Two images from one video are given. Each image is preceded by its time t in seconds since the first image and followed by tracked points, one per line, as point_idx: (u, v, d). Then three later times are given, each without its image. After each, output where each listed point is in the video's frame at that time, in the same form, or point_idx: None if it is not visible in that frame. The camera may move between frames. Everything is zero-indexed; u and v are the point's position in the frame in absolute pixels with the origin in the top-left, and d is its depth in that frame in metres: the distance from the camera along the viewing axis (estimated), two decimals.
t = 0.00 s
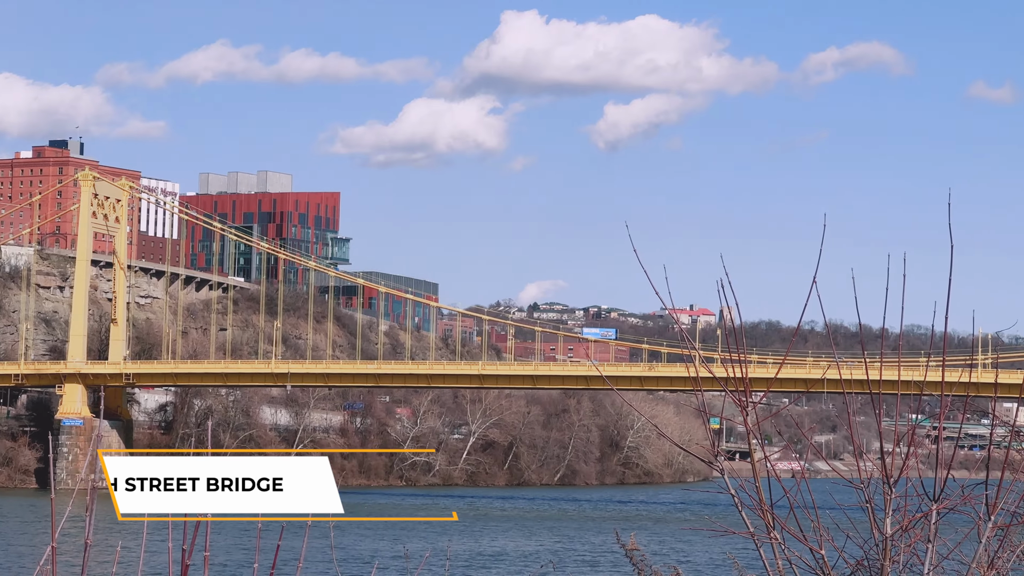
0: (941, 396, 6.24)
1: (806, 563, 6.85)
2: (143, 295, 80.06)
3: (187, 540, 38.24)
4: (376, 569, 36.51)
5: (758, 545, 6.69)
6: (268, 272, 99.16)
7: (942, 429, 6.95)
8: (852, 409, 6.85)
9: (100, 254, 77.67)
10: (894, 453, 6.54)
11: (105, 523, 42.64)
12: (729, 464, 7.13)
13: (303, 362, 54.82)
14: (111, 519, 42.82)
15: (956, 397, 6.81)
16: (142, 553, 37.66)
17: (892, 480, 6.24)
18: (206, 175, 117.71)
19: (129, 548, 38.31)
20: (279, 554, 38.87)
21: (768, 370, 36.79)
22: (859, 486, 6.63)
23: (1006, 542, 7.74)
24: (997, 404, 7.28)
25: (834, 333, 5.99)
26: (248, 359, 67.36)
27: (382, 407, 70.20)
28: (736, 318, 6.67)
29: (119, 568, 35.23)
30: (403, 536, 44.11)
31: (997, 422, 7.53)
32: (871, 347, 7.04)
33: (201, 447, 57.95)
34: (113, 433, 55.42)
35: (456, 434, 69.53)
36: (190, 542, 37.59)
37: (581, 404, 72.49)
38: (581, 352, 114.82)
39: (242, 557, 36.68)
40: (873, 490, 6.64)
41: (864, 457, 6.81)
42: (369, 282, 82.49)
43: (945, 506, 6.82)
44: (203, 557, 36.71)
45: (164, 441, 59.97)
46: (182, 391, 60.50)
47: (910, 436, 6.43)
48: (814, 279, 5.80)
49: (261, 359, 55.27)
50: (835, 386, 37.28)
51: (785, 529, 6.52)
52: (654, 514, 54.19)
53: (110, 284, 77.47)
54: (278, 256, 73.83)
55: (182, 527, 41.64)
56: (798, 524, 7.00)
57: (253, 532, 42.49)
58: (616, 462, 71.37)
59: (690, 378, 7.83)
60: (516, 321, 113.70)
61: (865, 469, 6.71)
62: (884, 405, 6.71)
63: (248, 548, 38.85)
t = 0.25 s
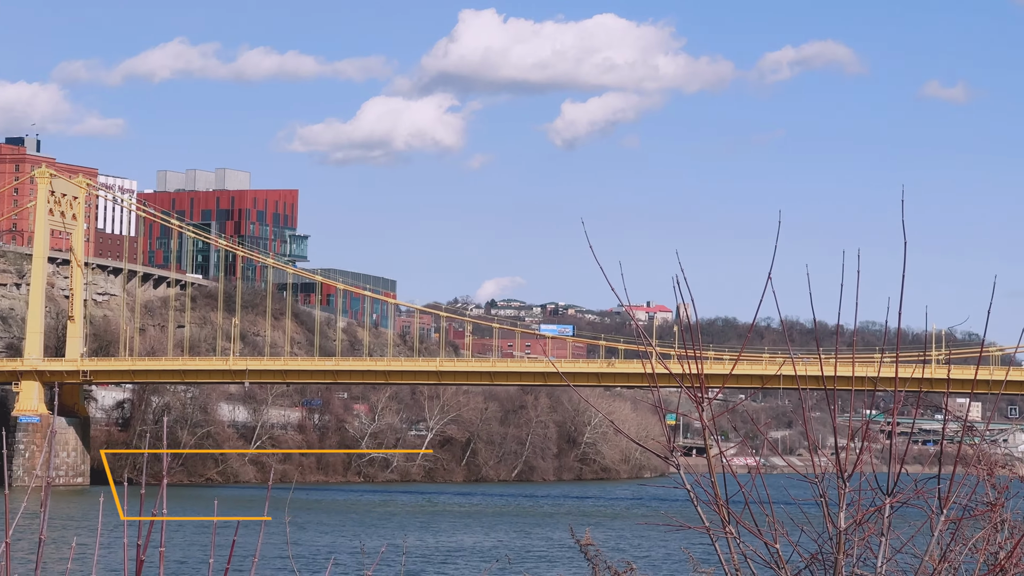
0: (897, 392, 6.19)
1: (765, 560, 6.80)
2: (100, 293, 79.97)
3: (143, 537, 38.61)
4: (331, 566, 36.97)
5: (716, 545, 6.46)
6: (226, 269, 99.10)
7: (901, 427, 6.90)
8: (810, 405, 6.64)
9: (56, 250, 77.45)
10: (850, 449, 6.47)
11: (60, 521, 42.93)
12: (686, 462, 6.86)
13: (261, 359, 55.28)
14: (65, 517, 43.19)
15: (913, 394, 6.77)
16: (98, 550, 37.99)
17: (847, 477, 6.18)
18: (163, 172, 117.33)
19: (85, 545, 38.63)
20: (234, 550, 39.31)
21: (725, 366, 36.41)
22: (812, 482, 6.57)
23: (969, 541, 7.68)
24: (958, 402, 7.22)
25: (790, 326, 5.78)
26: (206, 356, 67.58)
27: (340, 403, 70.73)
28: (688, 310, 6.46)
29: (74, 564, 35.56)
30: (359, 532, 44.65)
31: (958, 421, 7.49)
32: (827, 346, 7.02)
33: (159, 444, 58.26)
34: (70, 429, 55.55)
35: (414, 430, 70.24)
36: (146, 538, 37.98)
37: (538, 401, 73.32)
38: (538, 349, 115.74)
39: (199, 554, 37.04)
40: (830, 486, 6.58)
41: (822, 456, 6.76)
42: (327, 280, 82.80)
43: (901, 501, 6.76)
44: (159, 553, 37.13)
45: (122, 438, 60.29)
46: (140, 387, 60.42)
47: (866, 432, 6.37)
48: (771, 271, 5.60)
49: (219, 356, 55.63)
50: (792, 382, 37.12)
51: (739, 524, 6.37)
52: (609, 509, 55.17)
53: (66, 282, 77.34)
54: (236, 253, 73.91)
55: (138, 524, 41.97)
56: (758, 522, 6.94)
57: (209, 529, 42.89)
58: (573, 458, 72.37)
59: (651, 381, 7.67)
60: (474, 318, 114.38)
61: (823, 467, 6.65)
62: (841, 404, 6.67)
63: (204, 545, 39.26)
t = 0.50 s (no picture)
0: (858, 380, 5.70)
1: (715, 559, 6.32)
2: (54, 289, 79.93)
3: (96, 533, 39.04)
4: (283, 561, 37.32)
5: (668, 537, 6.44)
6: (182, 266, 99.12)
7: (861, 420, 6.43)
8: (764, 397, 6.54)
9: (10, 247, 77.31)
10: (804, 441, 6.01)
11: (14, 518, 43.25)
12: (641, 454, 7.00)
13: (217, 356, 55.74)
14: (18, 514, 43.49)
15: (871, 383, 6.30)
16: (51, 547, 38.36)
17: (800, 472, 5.70)
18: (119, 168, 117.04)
19: (38, 541, 38.97)
20: (188, 544, 39.80)
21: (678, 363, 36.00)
22: (766, 476, 6.08)
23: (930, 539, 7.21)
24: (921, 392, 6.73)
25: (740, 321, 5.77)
26: (162, 352, 67.86)
27: (297, 400, 71.31)
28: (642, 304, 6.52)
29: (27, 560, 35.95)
30: (313, 528, 45.29)
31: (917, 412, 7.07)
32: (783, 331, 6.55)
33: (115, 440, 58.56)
34: (25, 426, 55.75)
35: (370, 426, 70.89)
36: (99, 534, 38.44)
37: (494, 396, 74.11)
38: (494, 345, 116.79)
39: (151, 550, 37.28)
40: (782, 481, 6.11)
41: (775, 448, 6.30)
42: (283, 276, 83.18)
43: (859, 495, 6.28)
44: (111, 549, 37.58)
45: (76, 435, 60.08)
46: (96, 384, 60.15)
47: (821, 426, 5.90)
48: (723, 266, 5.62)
49: (175, 353, 56.07)
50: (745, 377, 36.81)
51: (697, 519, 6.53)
52: (562, 504, 56.09)
53: (20, 278, 77.29)
54: (192, 250, 73.96)
55: (92, 520, 42.35)
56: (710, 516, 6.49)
57: (163, 526, 43.34)
58: (529, 454, 73.32)
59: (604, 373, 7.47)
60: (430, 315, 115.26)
61: (776, 461, 6.17)
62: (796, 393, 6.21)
63: (157, 541, 39.71)
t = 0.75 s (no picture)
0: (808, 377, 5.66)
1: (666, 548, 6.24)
2: (6, 286, 79.48)
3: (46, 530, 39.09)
4: (237, 552, 37.67)
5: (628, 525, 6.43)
6: (135, 262, 98.74)
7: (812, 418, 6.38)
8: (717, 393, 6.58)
9: None
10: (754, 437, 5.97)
11: None
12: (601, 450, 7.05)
13: (172, 352, 55.88)
14: None
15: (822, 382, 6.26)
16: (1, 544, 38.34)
17: (753, 464, 5.58)
18: (70, 163, 116.25)
19: None
20: (139, 537, 39.94)
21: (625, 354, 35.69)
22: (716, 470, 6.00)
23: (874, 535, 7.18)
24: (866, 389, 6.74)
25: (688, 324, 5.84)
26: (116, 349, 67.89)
27: (252, 396, 71.63)
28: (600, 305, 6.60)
29: None
30: (266, 524, 45.56)
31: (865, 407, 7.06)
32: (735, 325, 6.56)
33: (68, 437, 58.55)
34: None
35: (325, 421, 71.23)
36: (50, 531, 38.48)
37: (449, 392, 74.67)
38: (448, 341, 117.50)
39: (105, 541, 37.46)
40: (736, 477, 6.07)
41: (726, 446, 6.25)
42: (237, 273, 83.18)
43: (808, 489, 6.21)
44: (62, 547, 37.67)
45: (29, 431, 59.95)
46: (48, 381, 59.75)
47: (774, 423, 5.85)
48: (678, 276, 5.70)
49: (128, 350, 56.20)
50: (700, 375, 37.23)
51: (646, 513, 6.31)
52: (516, 499, 56.93)
53: None
54: (146, 246, 73.67)
55: (42, 517, 42.33)
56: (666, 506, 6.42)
57: (115, 523, 43.42)
58: (483, 450, 73.80)
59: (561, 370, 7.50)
60: (384, 310, 115.72)
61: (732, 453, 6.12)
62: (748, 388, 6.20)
63: (109, 538, 39.80)
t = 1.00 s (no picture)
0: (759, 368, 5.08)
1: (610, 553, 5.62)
2: None
3: None
4: (187, 544, 37.69)
5: (571, 528, 5.82)
6: (87, 258, 97.92)
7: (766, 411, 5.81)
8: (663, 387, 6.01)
9: None
10: (706, 433, 5.38)
11: None
12: (546, 447, 6.47)
13: (125, 348, 55.73)
14: None
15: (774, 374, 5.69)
16: None
17: (702, 462, 4.97)
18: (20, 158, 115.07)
19: None
20: (87, 532, 39.62)
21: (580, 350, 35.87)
22: (664, 468, 5.39)
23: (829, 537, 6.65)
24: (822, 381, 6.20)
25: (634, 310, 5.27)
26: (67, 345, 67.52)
27: (204, 392, 71.54)
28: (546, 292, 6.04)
29: None
30: (217, 521, 45.38)
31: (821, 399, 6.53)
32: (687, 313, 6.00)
33: (19, 434, 58.20)
34: None
35: (278, 417, 71.21)
36: None
37: (402, 388, 75.33)
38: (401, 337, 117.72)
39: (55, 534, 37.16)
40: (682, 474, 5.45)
41: (670, 442, 5.65)
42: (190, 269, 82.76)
43: (760, 488, 5.61)
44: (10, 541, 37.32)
45: None
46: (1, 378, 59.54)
47: (722, 419, 5.32)
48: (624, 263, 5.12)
49: (80, 346, 56.01)
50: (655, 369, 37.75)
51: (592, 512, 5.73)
52: (469, 495, 57.29)
53: None
54: (98, 242, 73.19)
55: None
56: (612, 506, 5.81)
57: (64, 518, 43.06)
58: (435, 445, 74.29)
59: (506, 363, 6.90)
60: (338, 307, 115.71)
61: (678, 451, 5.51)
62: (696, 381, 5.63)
63: (58, 533, 39.38)
